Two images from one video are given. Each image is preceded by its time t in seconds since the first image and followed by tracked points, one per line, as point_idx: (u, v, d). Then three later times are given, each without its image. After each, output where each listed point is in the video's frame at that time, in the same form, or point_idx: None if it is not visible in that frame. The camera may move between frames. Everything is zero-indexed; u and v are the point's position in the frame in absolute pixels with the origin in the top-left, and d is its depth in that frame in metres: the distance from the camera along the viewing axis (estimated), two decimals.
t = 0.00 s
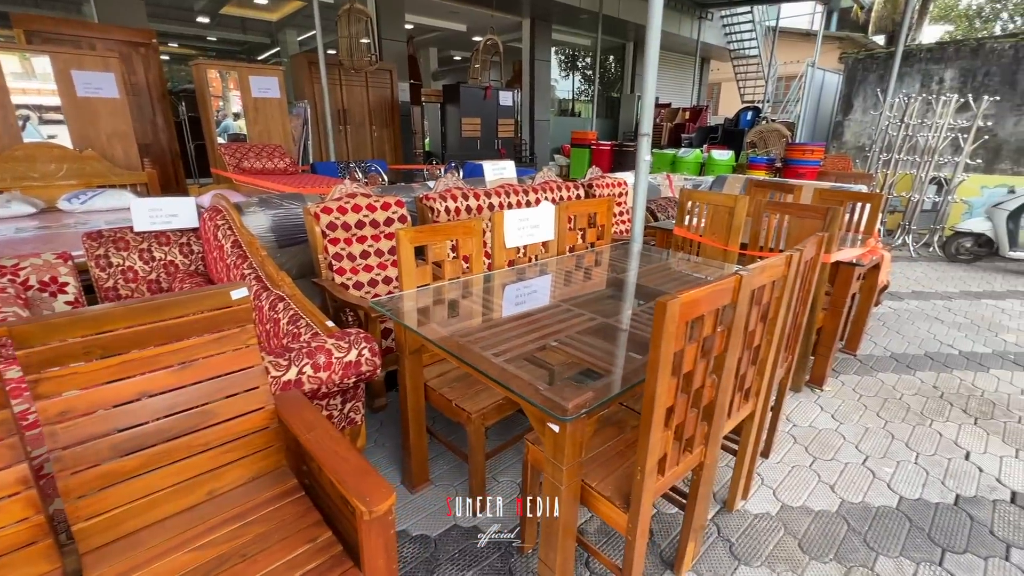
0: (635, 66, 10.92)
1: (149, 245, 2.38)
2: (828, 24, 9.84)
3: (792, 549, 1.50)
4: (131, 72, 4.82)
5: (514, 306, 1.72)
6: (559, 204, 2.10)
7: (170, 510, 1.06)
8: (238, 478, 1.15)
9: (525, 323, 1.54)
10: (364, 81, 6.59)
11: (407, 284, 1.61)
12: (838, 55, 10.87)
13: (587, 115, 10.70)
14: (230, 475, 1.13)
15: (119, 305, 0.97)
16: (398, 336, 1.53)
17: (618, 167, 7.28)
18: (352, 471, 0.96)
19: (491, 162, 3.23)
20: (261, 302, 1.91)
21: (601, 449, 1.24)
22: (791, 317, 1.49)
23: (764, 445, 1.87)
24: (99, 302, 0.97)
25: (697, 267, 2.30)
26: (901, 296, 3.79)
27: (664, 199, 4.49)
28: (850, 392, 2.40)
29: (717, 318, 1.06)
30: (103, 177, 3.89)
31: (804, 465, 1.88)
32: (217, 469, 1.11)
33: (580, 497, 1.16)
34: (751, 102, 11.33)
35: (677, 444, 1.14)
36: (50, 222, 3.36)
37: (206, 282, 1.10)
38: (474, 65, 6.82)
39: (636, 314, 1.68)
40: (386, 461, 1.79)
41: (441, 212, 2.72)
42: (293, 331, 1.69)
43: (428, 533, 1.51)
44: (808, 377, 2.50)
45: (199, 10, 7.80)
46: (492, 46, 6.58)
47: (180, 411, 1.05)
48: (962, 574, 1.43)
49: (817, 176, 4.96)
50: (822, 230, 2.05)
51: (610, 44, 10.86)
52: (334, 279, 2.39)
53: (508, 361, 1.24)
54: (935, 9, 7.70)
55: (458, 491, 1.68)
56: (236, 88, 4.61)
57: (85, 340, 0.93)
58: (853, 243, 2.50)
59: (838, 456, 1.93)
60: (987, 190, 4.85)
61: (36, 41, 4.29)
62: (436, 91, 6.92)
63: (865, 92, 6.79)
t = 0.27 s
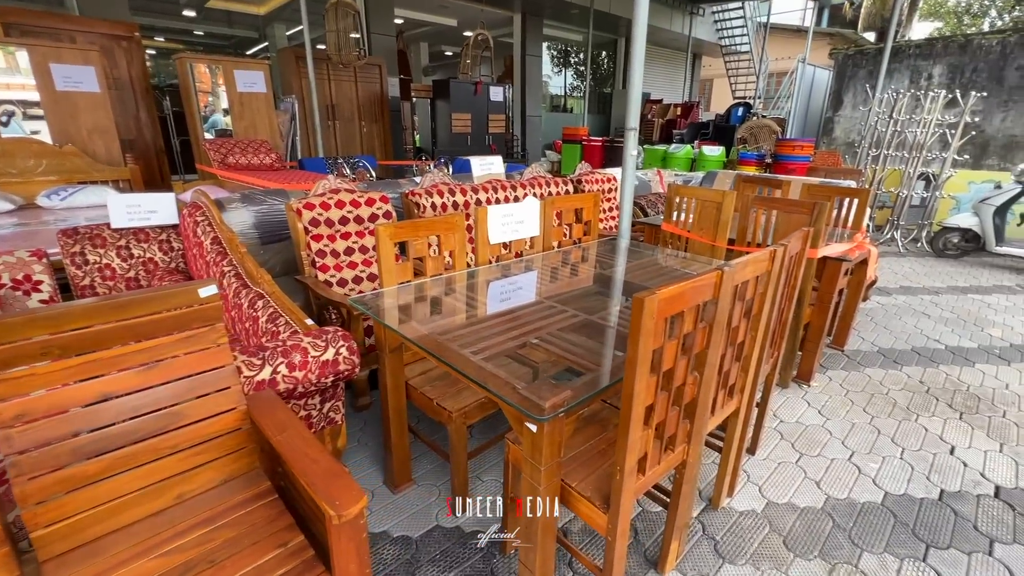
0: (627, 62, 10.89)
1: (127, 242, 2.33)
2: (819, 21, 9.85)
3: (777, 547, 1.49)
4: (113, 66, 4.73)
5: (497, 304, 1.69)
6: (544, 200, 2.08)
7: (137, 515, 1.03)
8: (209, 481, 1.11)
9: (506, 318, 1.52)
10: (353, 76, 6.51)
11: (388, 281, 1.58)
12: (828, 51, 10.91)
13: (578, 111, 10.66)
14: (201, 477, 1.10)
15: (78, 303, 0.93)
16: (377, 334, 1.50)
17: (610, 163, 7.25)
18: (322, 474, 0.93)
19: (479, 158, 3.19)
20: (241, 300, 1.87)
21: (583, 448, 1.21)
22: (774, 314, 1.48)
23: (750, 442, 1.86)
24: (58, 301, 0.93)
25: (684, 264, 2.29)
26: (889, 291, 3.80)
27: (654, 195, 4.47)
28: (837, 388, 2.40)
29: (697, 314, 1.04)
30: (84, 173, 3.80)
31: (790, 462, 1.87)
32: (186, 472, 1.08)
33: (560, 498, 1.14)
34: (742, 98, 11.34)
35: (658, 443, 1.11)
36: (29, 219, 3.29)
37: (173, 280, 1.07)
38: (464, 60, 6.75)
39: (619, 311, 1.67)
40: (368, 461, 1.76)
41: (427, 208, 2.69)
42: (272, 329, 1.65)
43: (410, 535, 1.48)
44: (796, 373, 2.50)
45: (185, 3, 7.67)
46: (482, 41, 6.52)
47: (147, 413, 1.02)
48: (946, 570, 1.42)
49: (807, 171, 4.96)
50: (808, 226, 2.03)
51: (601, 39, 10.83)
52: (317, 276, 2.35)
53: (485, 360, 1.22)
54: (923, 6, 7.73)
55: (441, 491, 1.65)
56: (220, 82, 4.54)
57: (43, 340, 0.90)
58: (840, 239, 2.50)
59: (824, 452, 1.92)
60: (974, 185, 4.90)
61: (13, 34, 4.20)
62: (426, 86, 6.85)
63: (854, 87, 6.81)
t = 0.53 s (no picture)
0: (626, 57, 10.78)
1: (106, 239, 2.25)
2: (821, 16, 9.73)
3: (775, 560, 1.43)
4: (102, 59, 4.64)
5: (485, 304, 1.62)
6: (536, 197, 2.01)
7: (91, 534, 0.96)
8: (170, 496, 1.04)
9: (492, 320, 1.45)
10: (348, 70, 6.42)
11: (370, 281, 1.50)
12: (830, 47, 10.80)
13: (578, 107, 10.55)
14: (163, 491, 1.03)
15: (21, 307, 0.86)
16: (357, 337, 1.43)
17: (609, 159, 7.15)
18: (284, 492, 0.86)
19: (472, 153, 3.11)
20: (219, 300, 1.80)
21: (572, 458, 1.15)
22: (774, 316, 1.40)
23: (748, 448, 1.79)
24: None
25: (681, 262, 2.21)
26: (891, 291, 3.72)
27: (653, 191, 4.38)
28: (838, 390, 2.33)
29: (691, 319, 0.96)
30: (71, 169, 3.72)
31: (790, 469, 1.80)
32: (145, 486, 1.01)
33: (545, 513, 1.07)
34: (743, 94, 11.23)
35: (649, 455, 1.04)
36: (13, 215, 3.21)
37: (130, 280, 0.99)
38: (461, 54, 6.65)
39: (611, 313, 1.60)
40: (351, 468, 1.70)
41: (417, 205, 2.62)
42: (249, 331, 1.58)
43: (391, 547, 1.41)
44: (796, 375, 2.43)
45: None
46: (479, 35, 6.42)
47: (100, 424, 0.95)
48: None
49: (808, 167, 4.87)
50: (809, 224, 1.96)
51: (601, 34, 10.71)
52: (302, 275, 2.28)
53: (466, 366, 1.14)
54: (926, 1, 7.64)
55: (426, 500, 1.59)
56: (211, 76, 4.46)
57: None
58: (841, 237, 2.42)
59: (825, 458, 1.85)
60: (978, 182, 4.84)
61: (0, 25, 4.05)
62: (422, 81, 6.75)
63: (856, 83, 6.72)
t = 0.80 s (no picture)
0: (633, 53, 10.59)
1: (89, 238, 2.17)
2: (834, 10, 9.52)
3: None
4: (100, 54, 4.60)
5: (476, 311, 1.53)
6: (533, 196, 1.90)
7: (36, 565, 0.88)
8: (124, 522, 0.96)
9: (481, 329, 1.35)
10: (351, 65, 6.34)
11: (352, 287, 1.41)
12: (843, 41, 10.57)
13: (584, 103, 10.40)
14: (118, 518, 0.95)
15: None
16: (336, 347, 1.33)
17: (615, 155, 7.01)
18: (236, 529, 0.77)
19: (471, 149, 3.01)
20: (201, 304, 1.72)
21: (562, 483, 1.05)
22: (786, 326, 1.29)
23: (756, 465, 1.69)
24: None
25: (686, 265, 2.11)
26: (907, 294, 3.58)
27: (659, 190, 4.26)
28: (852, 400, 2.22)
29: (695, 336, 0.86)
30: (67, 164, 3.65)
31: (801, 486, 1.69)
32: (95, 514, 0.92)
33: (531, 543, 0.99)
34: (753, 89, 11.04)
35: (647, 485, 0.95)
36: (6, 212, 3.16)
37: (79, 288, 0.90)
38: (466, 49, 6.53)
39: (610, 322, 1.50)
40: (335, 481, 1.62)
41: (412, 203, 2.53)
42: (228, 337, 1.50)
43: (373, 570, 1.33)
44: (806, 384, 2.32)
45: None
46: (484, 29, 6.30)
47: (44, 446, 0.86)
48: None
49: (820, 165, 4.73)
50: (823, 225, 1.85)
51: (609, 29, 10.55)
52: (291, 276, 2.19)
53: (446, 384, 1.05)
54: None
55: (412, 517, 1.50)
56: (209, 70, 4.38)
57: None
58: (856, 239, 2.30)
59: (838, 475, 1.74)
60: (998, 181, 4.71)
61: None
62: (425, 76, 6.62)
63: (871, 78, 6.55)
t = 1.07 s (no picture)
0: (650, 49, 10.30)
1: (90, 236, 2.15)
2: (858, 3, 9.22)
3: None
4: (113, 51, 4.62)
5: (474, 318, 1.46)
6: (537, 196, 1.82)
7: None
8: (94, 543, 0.92)
9: (476, 339, 1.28)
10: (362, 61, 6.30)
11: (343, 292, 1.34)
12: (868, 36, 10.25)
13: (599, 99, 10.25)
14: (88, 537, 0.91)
15: None
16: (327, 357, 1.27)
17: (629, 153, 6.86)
18: (198, 562, 0.72)
19: (478, 147, 2.93)
20: (195, 307, 1.68)
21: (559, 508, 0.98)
22: (804, 341, 1.20)
23: (770, 484, 1.60)
24: None
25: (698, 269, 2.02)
26: (932, 300, 3.43)
27: (672, 190, 4.13)
28: (873, 414, 2.10)
29: (703, 360, 0.78)
30: (77, 161, 3.66)
31: (818, 508, 1.60)
32: (62, 534, 0.88)
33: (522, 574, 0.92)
34: (772, 86, 10.78)
35: (648, 517, 0.87)
36: (17, 208, 3.17)
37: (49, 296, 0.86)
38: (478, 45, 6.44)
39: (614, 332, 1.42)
40: (328, 492, 1.57)
41: (416, 203, 2.47)
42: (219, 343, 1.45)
43: None
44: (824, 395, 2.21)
45: None
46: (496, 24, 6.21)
47: (8, 464, 0.82)
48: None
49: (842, 164, 4.55)
50: (848, 231, 1.76)
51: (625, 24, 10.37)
52: (290, 277, 2.14)
53: (434, 402, 0.98)
54: None
55: (406, 533, 1.44)
56: (219, 67, 4.37)
57: None
58: (880, 244, 2.18)
59: (858, 497, 1.64)
60: None
61: (13, 16, 4.13)
62: (436, 72, 6.54)
63: (897, 74, 6.32)
